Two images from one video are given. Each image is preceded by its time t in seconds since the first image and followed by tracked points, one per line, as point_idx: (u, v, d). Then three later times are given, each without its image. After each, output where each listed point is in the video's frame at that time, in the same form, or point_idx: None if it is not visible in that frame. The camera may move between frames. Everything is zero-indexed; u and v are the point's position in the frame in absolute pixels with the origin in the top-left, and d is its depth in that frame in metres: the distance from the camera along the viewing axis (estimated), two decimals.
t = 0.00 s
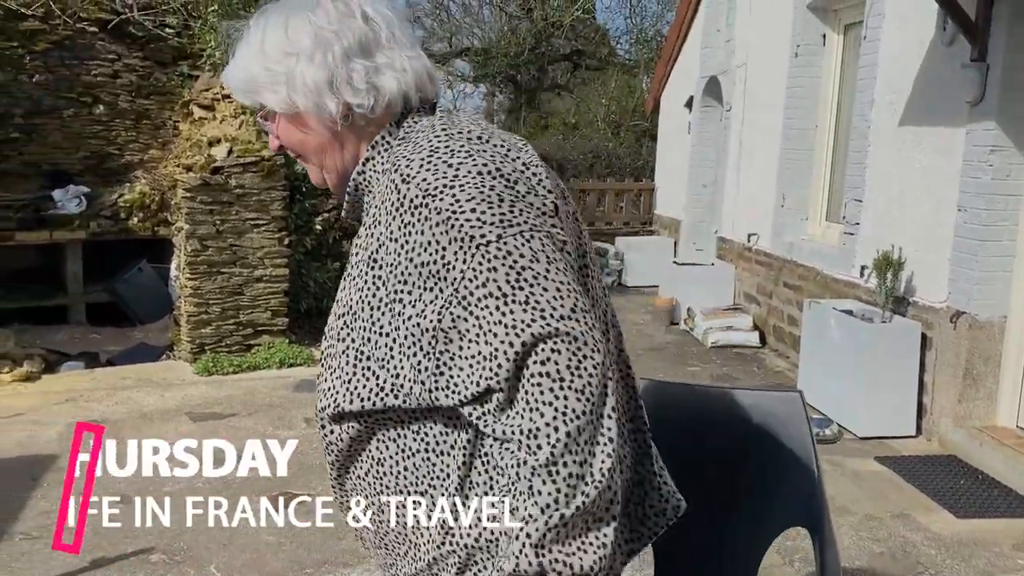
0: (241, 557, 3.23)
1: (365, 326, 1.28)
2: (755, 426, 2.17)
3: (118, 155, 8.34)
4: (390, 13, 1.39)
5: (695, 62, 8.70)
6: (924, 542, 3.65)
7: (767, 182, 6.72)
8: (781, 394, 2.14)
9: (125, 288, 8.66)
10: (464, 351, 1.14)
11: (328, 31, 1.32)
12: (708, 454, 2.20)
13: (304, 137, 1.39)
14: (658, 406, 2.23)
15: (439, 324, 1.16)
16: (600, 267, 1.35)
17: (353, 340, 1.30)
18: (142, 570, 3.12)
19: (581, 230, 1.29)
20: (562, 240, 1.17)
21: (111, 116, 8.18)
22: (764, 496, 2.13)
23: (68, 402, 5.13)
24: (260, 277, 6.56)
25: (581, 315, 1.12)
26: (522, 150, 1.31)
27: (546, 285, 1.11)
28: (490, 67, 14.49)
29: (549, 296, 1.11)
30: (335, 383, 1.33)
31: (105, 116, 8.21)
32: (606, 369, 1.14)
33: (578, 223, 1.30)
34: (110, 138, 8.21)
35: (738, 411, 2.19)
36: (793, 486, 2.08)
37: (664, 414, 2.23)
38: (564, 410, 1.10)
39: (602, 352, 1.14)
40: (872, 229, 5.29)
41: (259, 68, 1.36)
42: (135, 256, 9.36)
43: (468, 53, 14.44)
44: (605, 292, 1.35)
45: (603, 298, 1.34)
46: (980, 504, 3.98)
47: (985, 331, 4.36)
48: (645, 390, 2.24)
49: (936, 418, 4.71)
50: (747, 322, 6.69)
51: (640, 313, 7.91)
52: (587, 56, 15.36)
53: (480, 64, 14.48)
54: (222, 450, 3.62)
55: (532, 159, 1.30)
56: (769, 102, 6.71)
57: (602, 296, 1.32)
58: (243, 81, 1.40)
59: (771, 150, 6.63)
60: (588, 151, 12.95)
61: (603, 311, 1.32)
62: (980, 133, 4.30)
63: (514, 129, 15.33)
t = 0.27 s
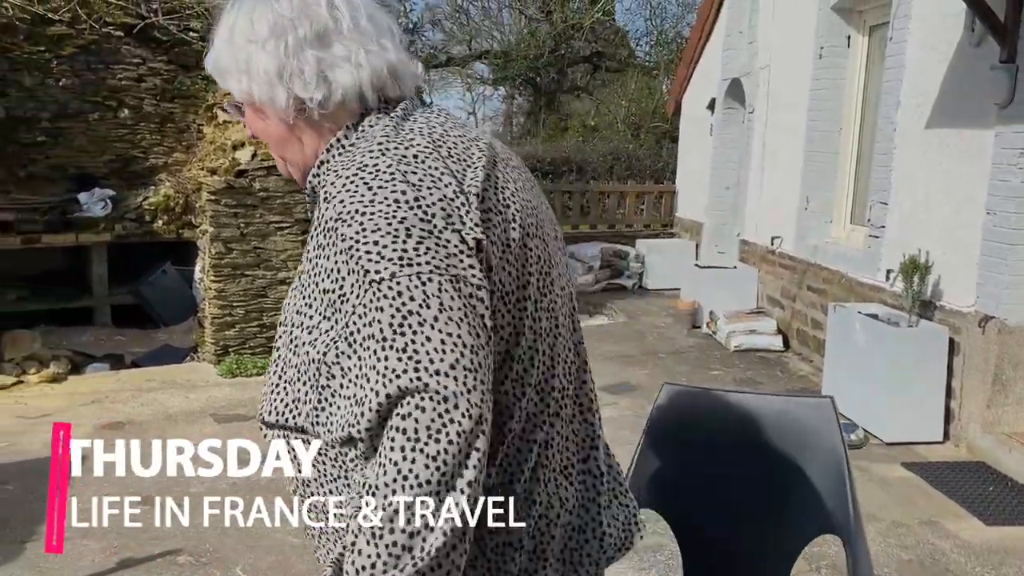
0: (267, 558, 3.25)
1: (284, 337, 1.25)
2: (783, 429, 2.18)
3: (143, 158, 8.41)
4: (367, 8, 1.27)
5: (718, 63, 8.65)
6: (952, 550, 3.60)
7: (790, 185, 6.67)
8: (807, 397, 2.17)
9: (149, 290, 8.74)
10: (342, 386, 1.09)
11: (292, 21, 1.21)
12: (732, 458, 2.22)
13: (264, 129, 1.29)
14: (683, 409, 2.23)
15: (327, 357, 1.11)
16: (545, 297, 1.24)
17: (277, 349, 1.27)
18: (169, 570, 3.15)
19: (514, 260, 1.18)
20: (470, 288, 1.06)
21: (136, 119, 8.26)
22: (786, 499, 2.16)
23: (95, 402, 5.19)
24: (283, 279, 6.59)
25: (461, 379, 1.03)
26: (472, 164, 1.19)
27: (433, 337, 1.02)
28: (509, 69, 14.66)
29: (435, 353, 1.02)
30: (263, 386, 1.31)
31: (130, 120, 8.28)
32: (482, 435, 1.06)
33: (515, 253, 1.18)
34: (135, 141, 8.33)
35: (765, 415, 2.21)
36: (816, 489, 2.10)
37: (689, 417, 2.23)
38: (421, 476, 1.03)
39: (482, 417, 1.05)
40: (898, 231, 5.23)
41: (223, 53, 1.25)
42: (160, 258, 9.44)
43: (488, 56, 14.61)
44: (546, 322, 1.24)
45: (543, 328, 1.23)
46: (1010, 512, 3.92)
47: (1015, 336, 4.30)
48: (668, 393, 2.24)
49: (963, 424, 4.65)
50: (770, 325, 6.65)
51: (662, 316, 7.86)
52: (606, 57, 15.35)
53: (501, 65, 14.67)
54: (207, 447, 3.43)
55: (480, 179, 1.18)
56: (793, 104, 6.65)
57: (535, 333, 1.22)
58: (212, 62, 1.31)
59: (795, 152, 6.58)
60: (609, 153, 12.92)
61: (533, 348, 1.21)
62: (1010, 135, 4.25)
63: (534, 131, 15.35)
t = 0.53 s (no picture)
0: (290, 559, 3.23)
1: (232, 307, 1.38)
2: (811, 433, 2.09)
3: (166, 157, 8.45)
4: (354, 16, 1.36)
5: (740, 61, 8.58)
6: (982, 554, 3.53)
7: (813, 183, 6.60)
8: (839, 401, 2.09)
9: (171, 289, 8.78)
10: (256, 345, 1.22)
11: (277, 25, 1.30)
12: (754, 460, 2.12)
13: (250, 124, 1.40)
14: (706, 409, 2.16)
15: (250, 322, 1.23)
16: (473, 290, 1.32)
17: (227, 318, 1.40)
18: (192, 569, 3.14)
19: (433, 250, 1.27)
20: (377, 267, 1.17)
21: (159, 119, 8.30)
22: (805, 502, 2.07)
23: (118, 400, 5.21)
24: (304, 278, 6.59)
25: (349, 346, 1.13)
26: (413, 164, 1.30)
27: (330, 306, 1.13)
28: (528, 66, 15.00)
29: (329, 320, 1.13)
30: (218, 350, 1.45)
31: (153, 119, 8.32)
32: (362, 404, 1.15)
33: (438, 244, 1.28)
34: (159, 140, 8.36)
35: (790, 417, 2.12)
36: (844, 495, 2.02)
37: (713, 418, 2.16)
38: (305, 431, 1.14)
39: (366, 387, 1.15)
40: (924, 231, 5.16)
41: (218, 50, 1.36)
42: (182, 258, 9.50)
43: (507, 54, 14.97)
44: (475, 315, 1.32)
45: (467, 320, 1.31)
46: None
47: None
48: (692, 394, 2.18)
49: (992, 426, 4.58)
50: (794, 325, 6.58)
51: (684, 315, 7.80)
52: (627, 55, 15.29)
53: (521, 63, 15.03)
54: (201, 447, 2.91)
55: (415, 175, 1.29)
56: (817, 102, 6.57)
57: (455, 322, 1.30)
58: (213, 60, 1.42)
59: (819, 150, 6.51)
60: (629, 151, 12.84)
61: (456, 336, 1.31)
62: None
63: (554, 129, 15.31)
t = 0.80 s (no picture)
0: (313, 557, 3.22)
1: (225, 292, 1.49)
2: (837, 436, 2.06)
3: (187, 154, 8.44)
4: (343, 23, 1.46)
5: (762, 57, 8.51)
6: (1009, 557, 3.48)
7: (835, 181, 6.53)
8: (867, 403, 2.06)
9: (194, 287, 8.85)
10: (226, 319, 1.31)
11: (271, 36, 1.41)
12: (778, 462, 2.10)
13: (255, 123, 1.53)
14: (731, 412, 2.15)
15: (221, 303, 1.33)
16: (422, 272, 1.37)
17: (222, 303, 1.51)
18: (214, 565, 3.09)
19: (381, 231, 1.34)
20: (326, 244, 1.25)
21: (180, 116, 8.32)
22: (834, 500, 2.04)
23: (141, 396, 5.21)
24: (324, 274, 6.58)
25: (295, 315, 1.22)
26: (371, 154, 1.37)
27: (281, 281, 1.22)
28: (547, 64, 14.91)
29: (278, 291, 1.22)
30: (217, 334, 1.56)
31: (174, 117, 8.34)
32: (308, 370, 1.23)
33: (392, 226, 1.35)
34: (181, 138, 8.34)
35: (815, 419, 2.10)
36: (870, 498, 1.99)
37: (739, 420, 2.14)
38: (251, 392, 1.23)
39: (311, 354, 1.23)
40: (948, 229, 5.09)
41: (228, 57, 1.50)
42: (203, 254, 9.54)
43: (526, 51, 15.06)
44: (421, 294, 1.37)
45: (420, 299, 1.37)
46: None
47: None
48: (717, 397, 2.17)
49: (1018, 427, 4.52)
50: (816, 323, 6.52)
51: (704, 313, 7.74)
52: (646, 52, 15.26)
53: (540, 61, 14.94)
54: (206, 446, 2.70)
55: (372, 163, 1.36)
56: (840, 98, 6.50)
57: (403, 301, 1.35)
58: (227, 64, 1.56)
59: (842, 147, 6.44)
60: (649, 148, 12.78)
61: (406, 316, 1.37)
62: None
63: (572, 127, 15.29)
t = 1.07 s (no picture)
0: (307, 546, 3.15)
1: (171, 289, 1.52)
2: (859, 431, 2.03)
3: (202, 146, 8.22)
4: (290, 21, 1.46)
5: (781, 50, 8.43)
6: None
7: (855, 174, 6.46)
8: (888, 398, 2.03)
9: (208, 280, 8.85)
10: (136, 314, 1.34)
11: (222, 34, 1.45)
12: (798, 457, 2.07)
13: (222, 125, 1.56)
14: (751, 407, 2.12)
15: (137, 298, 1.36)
16: (316, 269, 1.33)
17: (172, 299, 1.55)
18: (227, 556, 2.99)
19: (273, 227, 1.30)
20: (207, 241, 1.25)
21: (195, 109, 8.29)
22: (855, 496, 2.02)
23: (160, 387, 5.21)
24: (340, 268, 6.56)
25: (172, 308, 1.22)
26: (275, 149, 1.34)
27: (161, 276, 1.23)
28: (565, 58, 14.86)
29: (162, 284, 1.24)
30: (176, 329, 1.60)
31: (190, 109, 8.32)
32: (179, 366, 1.23)
33: (283, 223, 1.31)
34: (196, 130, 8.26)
35: (835, 414, 2.06)
36: (893, 495, 1.97)
37: (759, 415, 2.12)
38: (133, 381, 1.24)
39: (183, 348, 1.23)
40: (970, 224, 5.03)
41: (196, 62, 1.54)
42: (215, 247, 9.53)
43: (543, 45, 15.08)
44: (313, 291, 1.32)
45: (314, 297, 1.33)
46: None
47: None
48: (736, 391, 2.14)
49: None
50: (835, 319, 6.45)
51: (722, 309, 7.69)
52: (664, 46, 15.19)
53: (558, 55, 14.92)
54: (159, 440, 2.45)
55: (273, 159, 1.33)
56: (861, 91, 6.42)
57: (289, 298, 1.31)
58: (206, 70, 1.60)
59: (862, 140, 6.37)
60: (667, 143, 12.71)
61: (300, 315, 1.33)
62: None
63: (590, 121, 15.25)
